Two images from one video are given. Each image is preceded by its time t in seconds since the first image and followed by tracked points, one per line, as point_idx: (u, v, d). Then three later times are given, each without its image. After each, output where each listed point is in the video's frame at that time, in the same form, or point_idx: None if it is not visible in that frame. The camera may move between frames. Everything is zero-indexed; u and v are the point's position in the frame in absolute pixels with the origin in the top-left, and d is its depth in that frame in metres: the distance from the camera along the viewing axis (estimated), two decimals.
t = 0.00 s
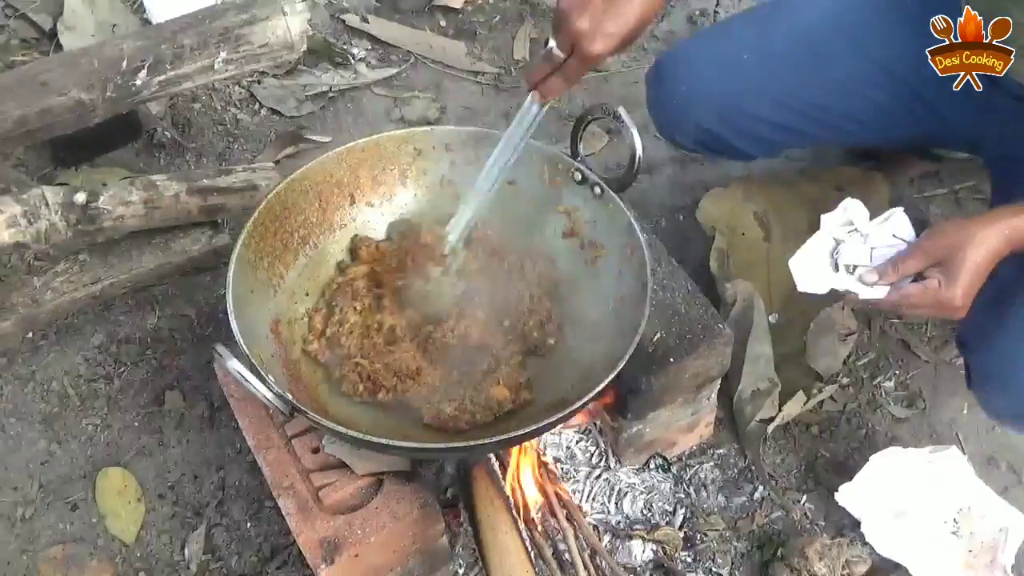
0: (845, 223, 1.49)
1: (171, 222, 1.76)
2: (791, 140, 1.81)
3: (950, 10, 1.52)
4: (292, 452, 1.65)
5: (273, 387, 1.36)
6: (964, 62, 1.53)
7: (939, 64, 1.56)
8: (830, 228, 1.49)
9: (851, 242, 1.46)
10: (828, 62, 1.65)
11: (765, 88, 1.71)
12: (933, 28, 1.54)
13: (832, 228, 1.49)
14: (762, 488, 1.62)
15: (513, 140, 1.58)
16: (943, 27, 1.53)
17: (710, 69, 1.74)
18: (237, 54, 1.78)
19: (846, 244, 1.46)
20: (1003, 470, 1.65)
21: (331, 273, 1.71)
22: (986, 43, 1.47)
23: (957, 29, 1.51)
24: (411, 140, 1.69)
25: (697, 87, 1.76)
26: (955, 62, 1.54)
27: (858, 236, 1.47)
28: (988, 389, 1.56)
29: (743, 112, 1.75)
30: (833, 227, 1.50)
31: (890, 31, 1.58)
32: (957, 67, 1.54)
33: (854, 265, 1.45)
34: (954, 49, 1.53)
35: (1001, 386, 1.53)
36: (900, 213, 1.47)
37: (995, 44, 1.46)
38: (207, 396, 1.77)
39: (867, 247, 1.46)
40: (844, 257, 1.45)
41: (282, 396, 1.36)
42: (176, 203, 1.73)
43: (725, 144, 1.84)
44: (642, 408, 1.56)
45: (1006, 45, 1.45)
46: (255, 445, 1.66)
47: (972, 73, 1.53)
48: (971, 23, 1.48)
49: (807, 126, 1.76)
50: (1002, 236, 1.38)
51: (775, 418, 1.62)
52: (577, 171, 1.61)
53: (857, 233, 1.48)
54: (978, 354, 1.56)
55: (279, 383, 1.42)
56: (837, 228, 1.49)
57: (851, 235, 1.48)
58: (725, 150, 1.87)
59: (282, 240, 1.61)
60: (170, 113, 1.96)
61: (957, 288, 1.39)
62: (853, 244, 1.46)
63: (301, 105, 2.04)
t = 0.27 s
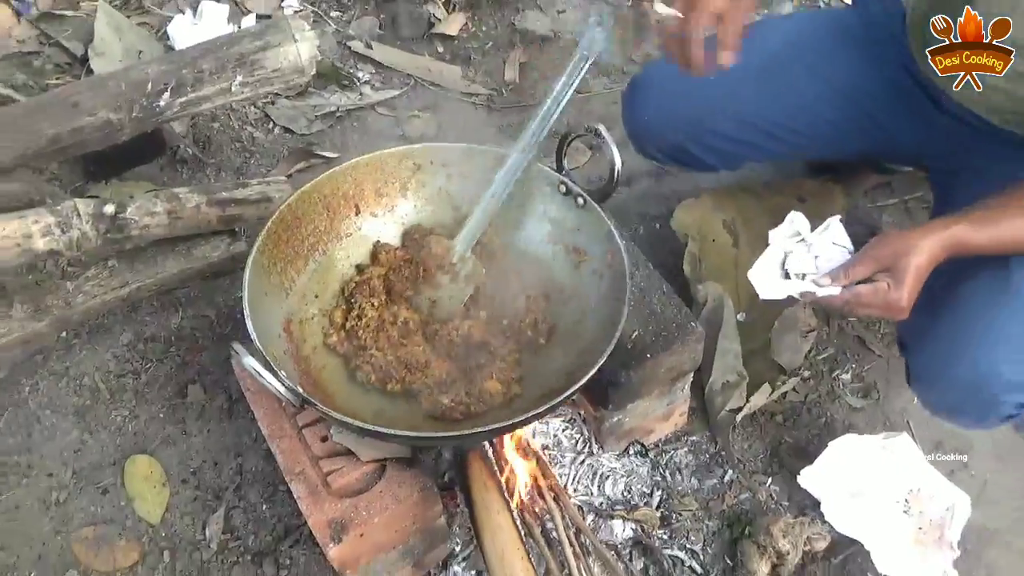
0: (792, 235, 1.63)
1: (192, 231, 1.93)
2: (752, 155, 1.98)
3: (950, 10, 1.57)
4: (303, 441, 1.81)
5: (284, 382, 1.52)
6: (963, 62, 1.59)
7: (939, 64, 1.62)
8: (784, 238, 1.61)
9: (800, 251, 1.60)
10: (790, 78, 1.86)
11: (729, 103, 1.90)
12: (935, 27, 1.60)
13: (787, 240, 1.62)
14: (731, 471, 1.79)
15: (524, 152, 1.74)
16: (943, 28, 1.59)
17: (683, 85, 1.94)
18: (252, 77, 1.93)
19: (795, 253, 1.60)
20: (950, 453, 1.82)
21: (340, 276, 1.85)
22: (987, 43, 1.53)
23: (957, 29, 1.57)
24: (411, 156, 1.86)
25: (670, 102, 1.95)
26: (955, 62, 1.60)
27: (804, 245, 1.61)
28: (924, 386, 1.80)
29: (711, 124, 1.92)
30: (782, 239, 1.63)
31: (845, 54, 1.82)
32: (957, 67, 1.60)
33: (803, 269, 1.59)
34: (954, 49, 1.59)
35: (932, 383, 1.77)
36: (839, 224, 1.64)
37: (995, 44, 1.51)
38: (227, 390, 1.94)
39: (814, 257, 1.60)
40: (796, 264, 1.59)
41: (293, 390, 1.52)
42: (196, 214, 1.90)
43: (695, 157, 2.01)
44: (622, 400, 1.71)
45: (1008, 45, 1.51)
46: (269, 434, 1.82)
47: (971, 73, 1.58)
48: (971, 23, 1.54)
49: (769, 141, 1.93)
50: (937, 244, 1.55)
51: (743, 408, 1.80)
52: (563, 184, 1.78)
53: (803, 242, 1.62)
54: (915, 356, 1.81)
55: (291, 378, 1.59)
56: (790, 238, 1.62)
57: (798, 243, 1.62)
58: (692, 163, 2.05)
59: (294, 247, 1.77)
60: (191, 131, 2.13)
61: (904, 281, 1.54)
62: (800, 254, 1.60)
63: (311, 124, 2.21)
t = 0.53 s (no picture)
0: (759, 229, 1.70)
1: (207, 240, 2.08)
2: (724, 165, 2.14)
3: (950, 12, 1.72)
4: (310, 434, 1.95)
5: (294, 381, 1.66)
6: (962, 62, 1.73)
7: (939, 64, 1.77)
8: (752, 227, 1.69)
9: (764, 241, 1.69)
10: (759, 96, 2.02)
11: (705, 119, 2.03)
12: (935, 28, 1.74)
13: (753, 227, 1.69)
14: (707, 459, 1.95)
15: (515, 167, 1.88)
16: (943, 28, 1.73)
17: (659, 100, 2.08)
18: (262, 97, 2.08)
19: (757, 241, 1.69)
20: (908, 441, 1.97)
21: (345, 281, 1.99)
22: (987, 42, 1.67)
23: (957, 29, 1.71)
24: (409, 170, 2.01)
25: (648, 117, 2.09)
26: (955, 63, 1.75)
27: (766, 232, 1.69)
28: (878, 376, 1.99)
29: (686, 138, 2.08)
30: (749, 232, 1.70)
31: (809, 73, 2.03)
32: (957, 67, 1.74)
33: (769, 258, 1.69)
34: (955, 49, 1.73)
35: (887, 374, 1.96)
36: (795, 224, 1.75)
37: (995, 44, 1.65)
38: (240, 387, 2.10)
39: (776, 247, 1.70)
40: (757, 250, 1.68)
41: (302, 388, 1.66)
42: (211, 223, 2.05)
43: (670, 161, 2.16)
44: (606, 394, 1.85)
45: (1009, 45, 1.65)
46: (280, 428, 1.96)
47: (971, 73, 1.73)
48: (971, 24, 1.68)
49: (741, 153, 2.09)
50: (892, 242, 1.72)
51: (716, 401, 1.94)
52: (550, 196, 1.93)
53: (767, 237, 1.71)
54: (871, 349, 2.00)
55: (299, 376, 1.72)
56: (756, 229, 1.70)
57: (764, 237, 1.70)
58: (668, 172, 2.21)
59: (301, 254, 1.90)
60: (206, 147, 2.28)
61: (858, 274, 1.71)
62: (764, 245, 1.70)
63: (317, 140, 2.36)
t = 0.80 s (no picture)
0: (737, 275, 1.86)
1: (224, 248, 2.27)
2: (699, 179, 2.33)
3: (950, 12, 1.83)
4: (318, 425, 2.08)
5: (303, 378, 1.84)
6: (963, 61, 1.86)
7: (939, 63, 1.89)
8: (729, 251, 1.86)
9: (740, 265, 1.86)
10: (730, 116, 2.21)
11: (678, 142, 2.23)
12: (936, 27, 1.86)
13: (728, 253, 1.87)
14: (681, 447, 2.14)
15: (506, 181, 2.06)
16: (944, 27, 1.84)
17: (638, 121, 2.28)
18: (273, 118, 2.26)
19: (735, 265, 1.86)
20: (863, 431, 2.18)
21: (350, 285, 2.16)
22: (987, 43, 1.80)
23: (957, 30, 1.83)
24: (408, 185, 2.18)
25: (629, 136, 2.28)
26: (954, 62, 1.87)
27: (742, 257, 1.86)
28: (842, 374, 2.16)
29: (664, 155, 2.27)
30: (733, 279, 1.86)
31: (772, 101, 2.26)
32: (957, 67, 1.87)
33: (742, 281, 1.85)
34: (954, 49, 1.86)
35: (851, 372, 2.13)
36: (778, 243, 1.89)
37: (995, 44, 1.78)
38: (253, 383, 2.29)
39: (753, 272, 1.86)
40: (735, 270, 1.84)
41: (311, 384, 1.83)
42: (227, 233, 2.23)
43: (648, 180, 2.35)
44: (588, 388, 2.03)
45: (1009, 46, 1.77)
46: (290, 420, 2.09)
47: (971, 73, 1.86)
48: (971, 24, 1.80)
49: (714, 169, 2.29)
50: (859, 267, 1.88)
51: (689, 394, 2.17)
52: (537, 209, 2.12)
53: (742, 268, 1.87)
54: (835, 350, 2.17)
55: (308, 374, 1.90)
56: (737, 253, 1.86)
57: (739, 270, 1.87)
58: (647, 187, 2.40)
59: (309, 261, 2.07)
60: (223, 163, 2.46)
61: (829, 299, 1.89)
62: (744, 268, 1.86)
63: (325, 156, 2.55)
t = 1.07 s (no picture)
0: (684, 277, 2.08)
1: (232, 255, 2.46)
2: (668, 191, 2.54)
3: (949, 13, 1.92)
4: (319, 418, 2.26)
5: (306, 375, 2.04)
6: (962, 61, 1.96)
7: (939, 63, 1.99)
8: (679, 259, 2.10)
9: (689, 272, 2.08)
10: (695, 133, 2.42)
11: (650, 161, 2.46)
12: (936, 27, 1.95)
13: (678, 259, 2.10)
14: (652, 434, 2.35)
15: (489, 194, 2.26)
16: (944, 27, 1.94)
17: (611, 139, 2.49)
18: (277, 136, 2.46)
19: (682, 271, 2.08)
20: (817, 418, 2.41)
21: (349, 289, 2.36)
22: (986, 43, 1.90)
23: (957, 30, 1.93)
24: (400, 197, 2.38)
25: (603, 152, 2.50)
26: (954, 62, 1.98)
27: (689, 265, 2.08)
28: (803, 368, 2.35)
29: (634, 169, 2.48)
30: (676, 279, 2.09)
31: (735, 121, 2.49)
32: (958, 66, 1.97)
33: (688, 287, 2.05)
34: (955, 49, 1.96)
35: (811, 366, 2.32)
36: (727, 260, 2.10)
37: (995, 44, 1.89)
38: (260, 379, 2.49)
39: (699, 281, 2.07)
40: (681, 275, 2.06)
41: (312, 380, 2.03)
42: (235, 241, 2.43)
43: (622, 192, 2.58)
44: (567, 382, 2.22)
45: (1008, 46, 1.88)
46: (294, 414, 2.27)
47: (971, 72, 1.97)
48: (971, 24, 1.90)
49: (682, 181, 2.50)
50: (808, 258, 2.03)
51: (659, 386, 2.40)
52: (519, 219, 2.31)
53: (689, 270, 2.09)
54: (797, 346, 2.36)
55: (310, 372, 2.10)
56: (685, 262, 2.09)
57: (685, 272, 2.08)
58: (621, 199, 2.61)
59: (311, 268, 2.27)
60: (231, 177, 2.67)
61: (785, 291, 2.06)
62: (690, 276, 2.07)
63: (326, 170, 2.75)
